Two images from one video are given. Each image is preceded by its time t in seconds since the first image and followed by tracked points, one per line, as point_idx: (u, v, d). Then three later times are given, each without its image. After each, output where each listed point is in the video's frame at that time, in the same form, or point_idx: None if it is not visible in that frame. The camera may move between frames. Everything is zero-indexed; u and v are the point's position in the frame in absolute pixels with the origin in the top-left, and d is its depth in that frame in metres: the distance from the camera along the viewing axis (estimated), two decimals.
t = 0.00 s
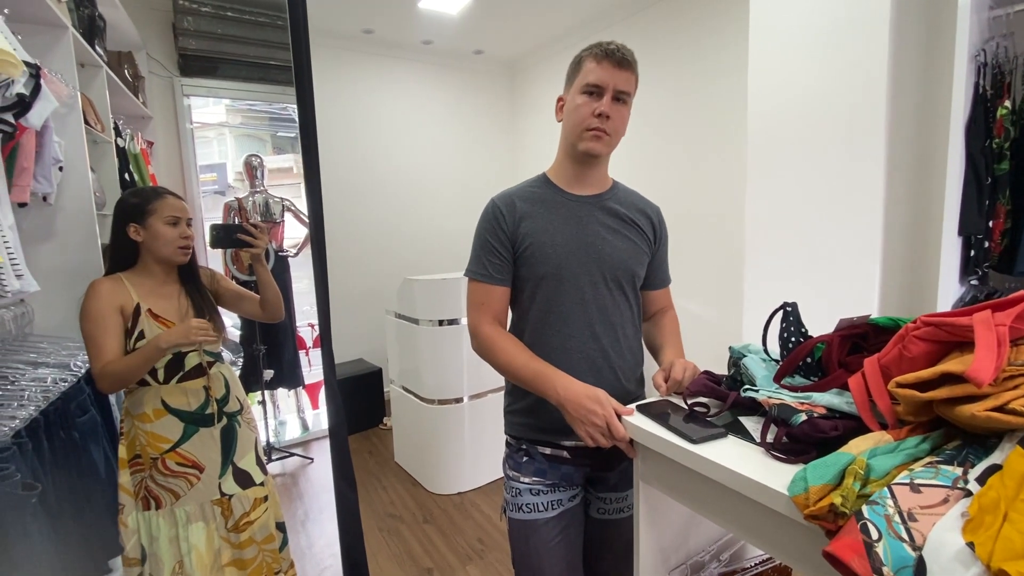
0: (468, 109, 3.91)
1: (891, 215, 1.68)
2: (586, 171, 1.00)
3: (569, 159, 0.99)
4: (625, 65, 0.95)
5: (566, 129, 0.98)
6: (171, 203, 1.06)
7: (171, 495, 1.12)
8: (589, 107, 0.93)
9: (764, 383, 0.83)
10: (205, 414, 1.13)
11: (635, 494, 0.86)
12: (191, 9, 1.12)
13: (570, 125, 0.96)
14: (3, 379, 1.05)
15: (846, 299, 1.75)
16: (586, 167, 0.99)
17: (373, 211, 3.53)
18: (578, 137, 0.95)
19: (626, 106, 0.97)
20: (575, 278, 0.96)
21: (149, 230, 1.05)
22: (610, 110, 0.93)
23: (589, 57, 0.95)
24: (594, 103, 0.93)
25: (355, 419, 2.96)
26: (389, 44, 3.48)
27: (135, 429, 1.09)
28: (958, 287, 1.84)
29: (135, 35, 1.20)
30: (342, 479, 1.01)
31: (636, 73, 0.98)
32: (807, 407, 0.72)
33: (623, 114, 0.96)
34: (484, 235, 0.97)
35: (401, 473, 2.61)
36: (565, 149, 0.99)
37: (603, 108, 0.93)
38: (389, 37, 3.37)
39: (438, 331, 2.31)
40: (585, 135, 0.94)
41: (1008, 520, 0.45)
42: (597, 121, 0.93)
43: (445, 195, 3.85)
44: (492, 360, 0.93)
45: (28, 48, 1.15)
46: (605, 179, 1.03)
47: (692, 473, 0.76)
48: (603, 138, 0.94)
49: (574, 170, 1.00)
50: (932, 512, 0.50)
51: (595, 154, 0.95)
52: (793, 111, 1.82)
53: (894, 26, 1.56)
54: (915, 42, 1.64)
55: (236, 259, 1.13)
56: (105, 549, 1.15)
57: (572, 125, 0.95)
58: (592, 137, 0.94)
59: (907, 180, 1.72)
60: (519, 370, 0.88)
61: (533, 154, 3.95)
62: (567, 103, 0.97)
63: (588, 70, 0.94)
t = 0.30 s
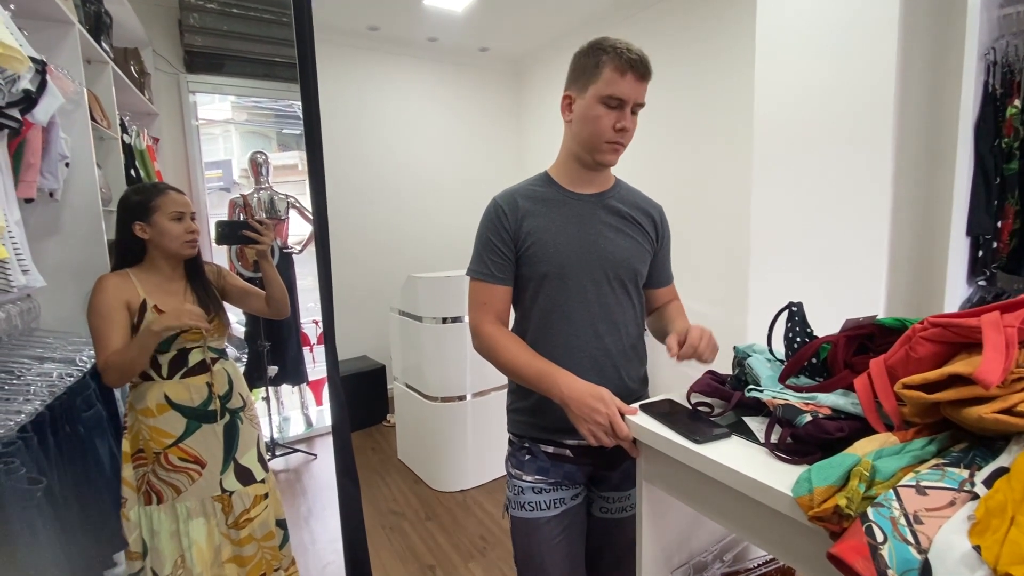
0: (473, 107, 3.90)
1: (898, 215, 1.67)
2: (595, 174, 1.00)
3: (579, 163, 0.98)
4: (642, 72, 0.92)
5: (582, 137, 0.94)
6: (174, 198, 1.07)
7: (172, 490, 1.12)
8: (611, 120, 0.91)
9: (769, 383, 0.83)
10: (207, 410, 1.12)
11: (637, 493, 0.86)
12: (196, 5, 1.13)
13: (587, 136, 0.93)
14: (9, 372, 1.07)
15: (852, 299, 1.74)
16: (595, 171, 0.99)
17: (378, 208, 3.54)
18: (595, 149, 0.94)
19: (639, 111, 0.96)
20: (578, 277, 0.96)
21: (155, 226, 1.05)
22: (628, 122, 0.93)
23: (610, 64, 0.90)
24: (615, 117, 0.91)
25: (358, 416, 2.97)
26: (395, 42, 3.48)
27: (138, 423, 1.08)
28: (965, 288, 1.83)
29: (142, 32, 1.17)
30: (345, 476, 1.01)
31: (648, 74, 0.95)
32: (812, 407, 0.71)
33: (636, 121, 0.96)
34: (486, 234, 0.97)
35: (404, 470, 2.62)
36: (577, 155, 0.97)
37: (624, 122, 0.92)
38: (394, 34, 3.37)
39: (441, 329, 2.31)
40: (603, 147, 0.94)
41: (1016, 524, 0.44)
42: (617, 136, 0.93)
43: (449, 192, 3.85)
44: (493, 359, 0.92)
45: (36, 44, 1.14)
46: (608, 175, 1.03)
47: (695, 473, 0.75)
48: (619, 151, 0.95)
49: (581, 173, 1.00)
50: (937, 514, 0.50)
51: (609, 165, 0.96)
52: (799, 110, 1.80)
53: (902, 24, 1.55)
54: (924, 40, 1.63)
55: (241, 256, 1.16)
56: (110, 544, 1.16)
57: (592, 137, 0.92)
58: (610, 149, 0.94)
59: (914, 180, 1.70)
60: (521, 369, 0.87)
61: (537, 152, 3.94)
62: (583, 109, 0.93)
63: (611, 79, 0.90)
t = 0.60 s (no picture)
0: (474, 106, 3.90)
1: (899, 216, 1.67)
2: (593, 174, 1.00)
3: (577, 164, 0.98)
4: (644, 75, 0.91)
5: (582, 140, 0.94)
6: (175, 195, 1.05)
7: (175, 486, 1.12)
8: (612, 124, 0.91)
9: (770, 383, 0.83)
10: (209, 406, 1.12)
11: (637, 492, 0.86)
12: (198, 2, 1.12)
13: (587, 138, 0.93)
14: (9, 368, 1.06)
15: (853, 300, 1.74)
16: (593, 171, 0.99)
17: (378, 206, 3.54)
18: (596, 152, 0.94)
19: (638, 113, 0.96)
20: (578, 276, 0.96)
21: (157, 224, 1.04)
22: (628, 126, 0.93)
23: (612, 66, 0.89)
24: (617, 121, 0.91)
25: (358, 414, 2.97)
26: (396, 40, 3.48)
27: (140, 419, 1.08)
28: (966, 289, 1.82)
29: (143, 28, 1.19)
30: (345, 474, 1.01)
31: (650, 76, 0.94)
32: (812, 408, 0.71)
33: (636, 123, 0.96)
34: (484, 235, 0.97)
35: (404, 468, 2.62)
36: (576, 156, 0.97)
37: (624, 126, 0.92)
38: (396, 32, 3.37)
39: (441, 327, 2.31)
40: (604, 151, 0.93)
41: (1017, 526, 0.44)
42: (618, 139, 0.93)
43: (450, 191, 3.85)
44: (493, 360, 0.92)
45: (38, 40, 1.14)
46: (605, 175, 1.03)
47: (696, 472, 0.75)
48: (619, 154, 0.95)
49: (579, 173, 0.99)
50: (938, 516, 0.50)
51: (609, 168, 0.96)
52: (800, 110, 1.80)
53: (904, 25, 1.55)
54: (926, 41, 1.63)
55: (242, 253, 1.17)
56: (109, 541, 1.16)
57: (594, 140, 0.92)
58: (611, 153, 0.94)
59: (916, 181, 1.70)
60: (520, 369, 0.87)
61: (538, 151, 3.94)
62: (584, 112, 0.92)
63: (614, 83, 0.89)
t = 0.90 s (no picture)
0: (474, 107, 3.91)
1: (896, 219, 1.67)
2: (587, 175, 1.01)
3: (571, 165, 0.99)
4: (634, 75, 0.92)
5: (575, 141, 0.94)
6: (174, 196, 1.05)
7: (175, 484, 1.12)
8: (604, 125, 0.92)
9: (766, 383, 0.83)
10: (209, 405, 1.12)
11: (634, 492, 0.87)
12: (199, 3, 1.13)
13: (580, 139, 0.94)
14: (7, 366, 1.06)
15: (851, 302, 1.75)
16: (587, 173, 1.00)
17: (378, 207, 3.54)
18: (590, 152, 0.94)
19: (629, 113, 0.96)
20: (574, 277, 0.96)
21: (155, 224, 1.04)
22: (621, 126, 0.93)
23: (602, 67, 0.90)
24: (609, 121, 0.92)
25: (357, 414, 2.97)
26: (396, 41, 3.48)
27: (139, 418, 1.09)
28: (963, 291, 1.84)
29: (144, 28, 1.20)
30: (343, 472, 1.01)
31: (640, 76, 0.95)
32: (808, 407, 0.72)
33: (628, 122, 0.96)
34: (481, 237, 0.98)
35: (402, 468, 2.62)
36: (570, 158, 0.98)
37: (616, 126, 0.93)
38: (395, 33, 3.38)
39: (440, 327, 2.31)
40: (597, 151, 0.94)
41: (1008, 523, 0.45)
42: (610, 140, 0.93)
43: (449, 192, 3.86)
44: (490, 361, 0.93)
45: (41, 40, 1.14)
46: (599, 176, 1.03)
47: (692, 471, 0.76)
48: (613, 154, 0.95)
49: (574, 174, 1.00)
50: (931, 513, 0.50)
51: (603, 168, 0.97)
52: (798, 112, 1.81)
53: (901, 28, 1.55)
54: (923, 44, 1.64)
55: (241, 253, 1.18)
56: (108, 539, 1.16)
57: (587, 141, 0.93)
58: (604, 153, 0.94)
59: (913, 183, 1.71)
60: (518, 369, 0.88)
61: (537, 152, 3.95)
62: (576, 113, 0.93)
63: (605, 84, 0.89)
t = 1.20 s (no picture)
0: (473, 111, 3.92)
1: (894, 223, 1.68)
2: (585, 180, 1.01)
3: (569, 170, 0.99)
4: (628, 80, 0.93)
5: (573, 146, 0.95)
6: (173, 200, 1.07)
7: (177, 489, 1.12)
8: (601, 129, 0.92)
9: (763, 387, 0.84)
10: (210, 409, 1.12)
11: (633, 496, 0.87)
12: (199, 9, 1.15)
13: (577, 145, 0.94)
14: (7, 371, 1.06)
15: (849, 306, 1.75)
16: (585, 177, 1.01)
17: (377, 211, 3.55)
18: (587, 157, 0.95)
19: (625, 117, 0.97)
20: (572, 281, 0.97)
21: (152, 228, 1.06)
22: (617, 131, 0.94)
23: (596, 74, 0.91)
24: (605, 126, 0.93)
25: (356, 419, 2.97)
26: (395, 46, 3.50)
27: (140, 423, 1.09)
28: (960, 295, 1.85)
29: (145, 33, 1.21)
30: (343, 477, 1.02)
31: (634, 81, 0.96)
32: (804, 411, 0.72)
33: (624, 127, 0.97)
34: (480, 241, 0.98)
35: (401, 473, 2.62)
36: (568, 163, 0.98)
37: (613, 130, 0.93)
38: (395, 38, 3.39)
39: (439, 331, 2.32)
40: (595, 156, 0.95)
41: (1001, 525, 0.45)
42: (607, 144, 0.94)
43: (448, 196, 3.87)
44: (489, 364, 0.93)
45: (42, 46, 1.15)
46: (596, 181, 1.04)
47: (690, 475, 0.76)
48: (610, 158, 0.96)
49: (572, 179, 1.01)
50: (925, 516, 0.51)
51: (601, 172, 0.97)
52: (796, 116, 1.82)
53: (897, 34, 1.56)
54: (919, 50, 1.65)
55: (241, 258, 1.16)
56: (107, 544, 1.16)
57: (584, 146, 0.93)
58: (601, 157, 0.95)
59: (910, 187, 1.72)
60: (516, 373, 0.88)
61: (537, 156, 3.96)
62: (573, 119, 0.93)
63: (600, 89, 0.90)
